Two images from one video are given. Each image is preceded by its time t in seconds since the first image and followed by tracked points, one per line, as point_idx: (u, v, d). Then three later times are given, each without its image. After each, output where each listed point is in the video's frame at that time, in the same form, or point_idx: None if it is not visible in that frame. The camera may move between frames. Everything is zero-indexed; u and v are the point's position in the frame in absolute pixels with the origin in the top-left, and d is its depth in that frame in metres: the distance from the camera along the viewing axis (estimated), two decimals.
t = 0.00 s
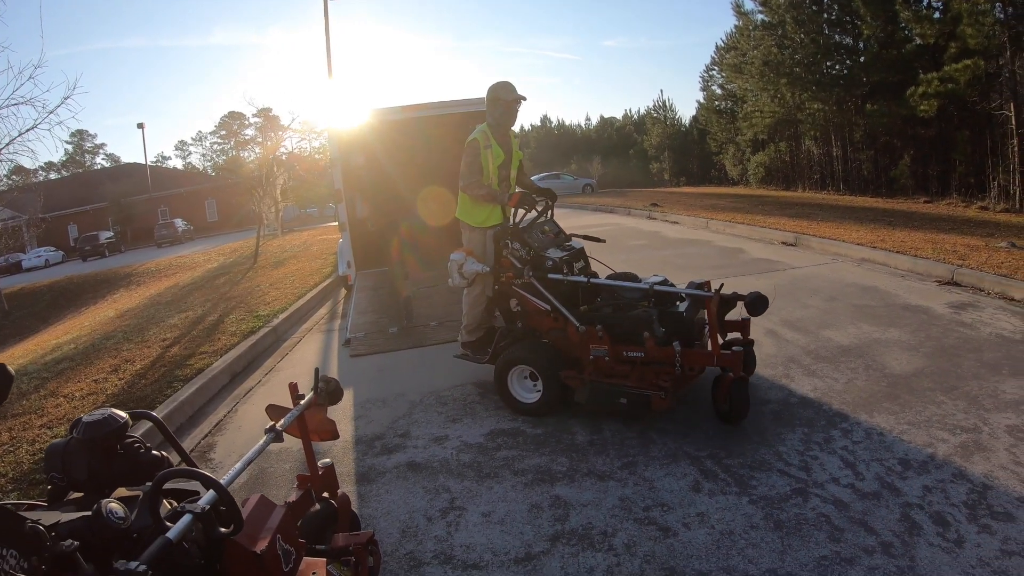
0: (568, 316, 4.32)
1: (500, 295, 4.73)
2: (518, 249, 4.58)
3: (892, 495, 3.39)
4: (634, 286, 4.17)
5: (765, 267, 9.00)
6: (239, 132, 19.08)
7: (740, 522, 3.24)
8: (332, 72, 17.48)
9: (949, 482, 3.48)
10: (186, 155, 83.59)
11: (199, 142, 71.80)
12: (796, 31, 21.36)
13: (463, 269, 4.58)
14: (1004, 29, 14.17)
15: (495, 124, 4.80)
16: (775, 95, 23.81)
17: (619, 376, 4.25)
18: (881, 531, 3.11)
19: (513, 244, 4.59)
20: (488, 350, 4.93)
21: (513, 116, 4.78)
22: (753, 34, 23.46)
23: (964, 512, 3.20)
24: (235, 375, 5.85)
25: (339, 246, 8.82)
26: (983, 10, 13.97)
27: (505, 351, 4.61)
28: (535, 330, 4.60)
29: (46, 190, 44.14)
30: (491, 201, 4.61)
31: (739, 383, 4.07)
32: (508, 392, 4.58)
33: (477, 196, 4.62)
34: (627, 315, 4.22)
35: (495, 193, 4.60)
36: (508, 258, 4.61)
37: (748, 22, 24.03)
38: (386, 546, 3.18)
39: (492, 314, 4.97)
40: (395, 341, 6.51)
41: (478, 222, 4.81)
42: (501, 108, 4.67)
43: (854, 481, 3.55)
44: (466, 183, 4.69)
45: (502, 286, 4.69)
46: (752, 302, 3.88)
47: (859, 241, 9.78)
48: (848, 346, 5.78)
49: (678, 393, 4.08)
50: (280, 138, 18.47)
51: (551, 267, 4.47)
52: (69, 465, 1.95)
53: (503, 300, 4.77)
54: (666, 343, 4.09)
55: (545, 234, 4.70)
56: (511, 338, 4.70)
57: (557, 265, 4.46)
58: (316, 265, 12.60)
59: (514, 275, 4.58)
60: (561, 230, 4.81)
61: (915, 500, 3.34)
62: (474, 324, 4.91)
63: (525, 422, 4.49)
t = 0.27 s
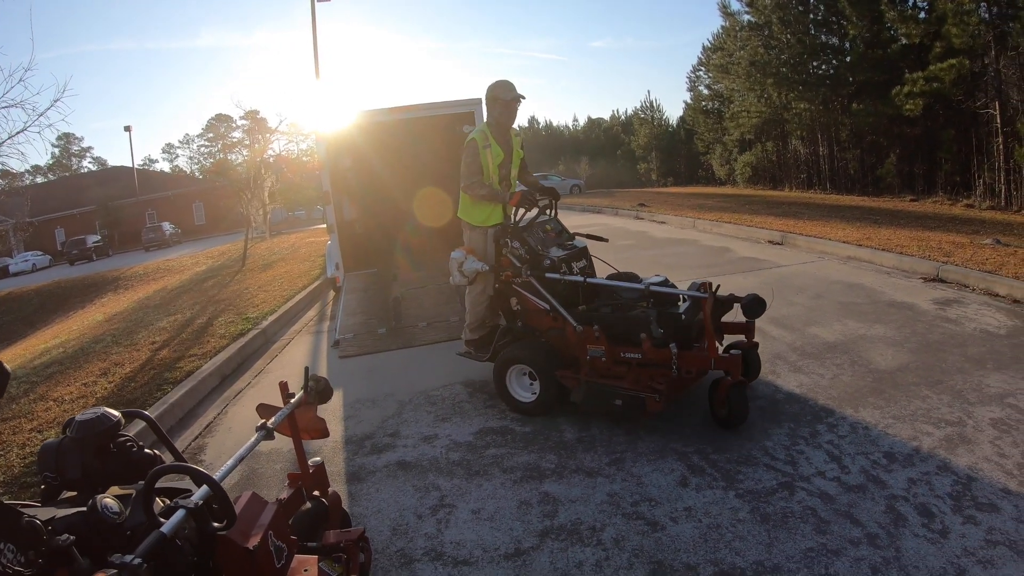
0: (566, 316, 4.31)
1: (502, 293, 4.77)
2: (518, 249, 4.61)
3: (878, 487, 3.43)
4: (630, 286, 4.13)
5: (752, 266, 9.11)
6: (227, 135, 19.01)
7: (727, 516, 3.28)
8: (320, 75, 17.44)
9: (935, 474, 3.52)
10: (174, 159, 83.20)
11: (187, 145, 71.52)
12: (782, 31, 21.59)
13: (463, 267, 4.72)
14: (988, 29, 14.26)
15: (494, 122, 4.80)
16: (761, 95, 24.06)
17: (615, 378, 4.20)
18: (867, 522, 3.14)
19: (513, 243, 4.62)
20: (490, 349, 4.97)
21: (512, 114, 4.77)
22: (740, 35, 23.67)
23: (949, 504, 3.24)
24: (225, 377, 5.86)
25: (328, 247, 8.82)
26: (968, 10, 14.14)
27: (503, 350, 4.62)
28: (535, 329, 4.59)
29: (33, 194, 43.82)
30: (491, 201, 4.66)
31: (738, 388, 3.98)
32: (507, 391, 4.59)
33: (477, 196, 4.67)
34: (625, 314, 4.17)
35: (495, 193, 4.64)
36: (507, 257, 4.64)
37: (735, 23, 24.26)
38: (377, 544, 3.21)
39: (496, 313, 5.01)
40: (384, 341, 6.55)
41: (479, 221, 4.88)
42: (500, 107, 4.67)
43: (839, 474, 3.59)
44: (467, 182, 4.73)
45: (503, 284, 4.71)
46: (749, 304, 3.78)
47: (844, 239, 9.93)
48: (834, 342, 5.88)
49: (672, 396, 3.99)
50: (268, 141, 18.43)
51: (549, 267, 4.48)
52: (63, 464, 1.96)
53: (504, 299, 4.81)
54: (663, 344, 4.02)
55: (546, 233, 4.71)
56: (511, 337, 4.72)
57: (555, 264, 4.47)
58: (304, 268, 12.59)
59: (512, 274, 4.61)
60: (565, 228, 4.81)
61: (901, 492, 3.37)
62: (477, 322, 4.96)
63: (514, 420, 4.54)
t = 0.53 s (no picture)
0: (566, 316, 4.32)
1: (502, 293, 4.79)
2: (519, 248, 4.62)
3: (865, 483, 3.48)
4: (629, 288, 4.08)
5: (741, 265, 9.18)
6: (216, 136, 18.92)
7: (716, 512, 3.32)
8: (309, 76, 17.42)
9: (922, 470, 3.57)
10: (162, 160, 82.76)
11: (176, 147, 71.10)
12: (771, 32, 21.75)
13: (465, 266, 4.67)
14: (976, 28, 14.53)
15: (495, 123, 4.81)
16: (751, 95, 24.22)
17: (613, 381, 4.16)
18: (855, 518, 3.18)
19: (514, 242, 4.65)
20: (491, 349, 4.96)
21: (512, 114, 4.77)
22: (729, 36, 23.83)
23: (936, 499, 3.29)
24: (216, 379, 5.86)
25: (318, 249, 8.73)
26: (956, 10, 14.26)
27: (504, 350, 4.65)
28: (536, 330, 4.61)
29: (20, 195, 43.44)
30: (493, 200, 4.69)
31: (738, 393, 3.98)
32: (506, 392, 4.61)
33: (479, 196, 4.70)
34: (625, 316, 4.13)
35: (497, 193, 4.67)
36: (508, 257, 4.65)
37: (724, 23, 24.40)
38: (368, 543, 3.23)
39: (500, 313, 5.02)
40: (375, 342, 6.57)
41: (481, 221, 4.89)
42: (499, 107, 4.68)
43: (827, 470, 3.64)
44: (469, 182, 4.76)
45: (504, 284, 4.74)
46: (749, 309, 3.68)
47: (833, 238, 10.02)
48: (823, 341, 5.95)
49: (671, 400, 3.93)
50: (258, 142, 18.36)
51: (548, 267, 4.49)
52: (56, 465, 1.99)
53: (505, 299, 4.83)
54: (662, 346, 3.99)
55: (548, 233, 4.72)
56: (511, 337, 4.73)
57: (555, 264, 4.48)
58: (294, 269, 12.57)
59: (512, 273, 4.63)
60: (568, 228, 4.82)
61: (888, 488, 3.42)
62: (479, 321, 4.99)
63: (504, 419, 4.57)
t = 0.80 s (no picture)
0: (568, 319, 4.28)
1: (507, 296, 4.84)
2: (524, 249, 4.58)
3: (850, 480, 3.55)
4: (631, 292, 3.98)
5: (727, 266, 9.27)
6: (202, 138, 18.79)
7: (704, 510, 3.36)
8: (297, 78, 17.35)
9: (907, 466, 3.64)
10: (148, 163, 82.25)
11: (162, 149, 70.64)
12: (757, 34, 21.97)
13: (469, 267, 4.62)
14: (961, 30, 14.57)
15: (498, 122, 4.79)
16: (737, 97, 24.42)
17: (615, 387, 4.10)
18: (841, 514, 3.24)
19: (519, 243, 4.61)
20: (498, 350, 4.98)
21: (515, 113, 4.74)
22: (716, 37, 24.02)
23: (921, 494, 3.35)
24: (204, 382, 5.85)
25: (305, 252, 8.63)
26: (941, 12, 14.43)
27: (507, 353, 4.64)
28: (541, 332, 4.60)
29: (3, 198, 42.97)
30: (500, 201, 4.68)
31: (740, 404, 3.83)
32: (509, 394, 4.61)
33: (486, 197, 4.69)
34: (628, 321, 4.04)
35: (503, 193, 4.67)
36: (513, 258, 4.62)
37: (711, 25, 24.58)
38: (359, 544, 3.25)
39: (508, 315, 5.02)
40: (363, 345, 6.58)
41: (486, 222, 4.90)
42: (502, 107, 4.66)
43: (813, 468, 3.70)
44: (474, 183, 4.77)
45: (509, 286, 4.74)
46: (751, 315, 3.65)
47: (818, 239, 10.13)
48: (810, 340, 6.02)
49: (672, 407, 3.85)
50: (245, 144, 18.27)
51: (552, 269, 4.44)
52: (48, 470, 2.01)
53: (511, 300, 4.87)
54: (665, 352, 3.90)
55: (554, 234, 4.61)
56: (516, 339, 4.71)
57: (559, 267, 4.41)
58: (282, 272, 12.54)
59: (517, 275, 4.61)
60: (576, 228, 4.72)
61: (873, 484, 3.49)
62: (486, 321, 5.02)
63: (492, 420, 4.60)
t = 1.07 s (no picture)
0: (573, 325, 4.21)
1: (512, 300, 4.77)
2: (530, 253, 4.54)
3: (841, 480, 3.58)
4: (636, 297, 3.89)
5: (718, 268, 9.32)
6: (192, 141, 18.71)
7: (695, 511, 3.39)
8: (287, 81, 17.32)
9: (897, 465, 3.69)
10: (137, 167, 81.75)
11: (151, 153, 70.21)
12: (746, 36, 22.15)
13: (475, 270, 4.64)
14: (948, 31, 14.77)
15: (503, 124, 4.75)
16: (726, 99, 24.59)
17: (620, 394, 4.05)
18: (831, 513, 3.27)
19: (525, 247, 4.56)
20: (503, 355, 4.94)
21: (520, 114, 4.69)
22: (705, 40, 24.19)
23: (911, 493, 3.40)
24: (196, 388, 5.83)
25: (295, 257, 8.59)
26: (929, 14, 14.49)
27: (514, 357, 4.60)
28: (548, 336, 4.54)
29: None
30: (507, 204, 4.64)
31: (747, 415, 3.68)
32: (515, 399, 4.59)
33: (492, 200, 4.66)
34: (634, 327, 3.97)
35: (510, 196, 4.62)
36: (519, 262, 4.56)
37: (700, 28, 24.75)
38: (352, 549, 3.26)
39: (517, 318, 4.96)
40: (355, 349, 6.57)
41: (493, 225, 4.86)
42: (506, 108, 4.62)
43: (804, 468, 3.73)
44: (480, 186, 4.75)
45: (515, 289, 4.69)
46: (758, 324, 3.51)
47: (808, 240, 10.21)
48: (800, 341, 6.08)
49: (677, 417, 3.80)
50: (235, 148, 18.21)
51: (557, 273, 4.37)
52: (42, 476, 2.03)
53: (517, 303, 4.83)
54: (672, 359, 3.82)
55: (561, 238, 4.53)
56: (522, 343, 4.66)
57: (564, 271, 4.34)
58: (272, 276, 12.51)
59: (522, 279, 4.56)
60: (585, 231, 4.62)
61: (863, 483, 3.53)
62: (494, 326, 4.99)
63: (484, 424, 4.61)
